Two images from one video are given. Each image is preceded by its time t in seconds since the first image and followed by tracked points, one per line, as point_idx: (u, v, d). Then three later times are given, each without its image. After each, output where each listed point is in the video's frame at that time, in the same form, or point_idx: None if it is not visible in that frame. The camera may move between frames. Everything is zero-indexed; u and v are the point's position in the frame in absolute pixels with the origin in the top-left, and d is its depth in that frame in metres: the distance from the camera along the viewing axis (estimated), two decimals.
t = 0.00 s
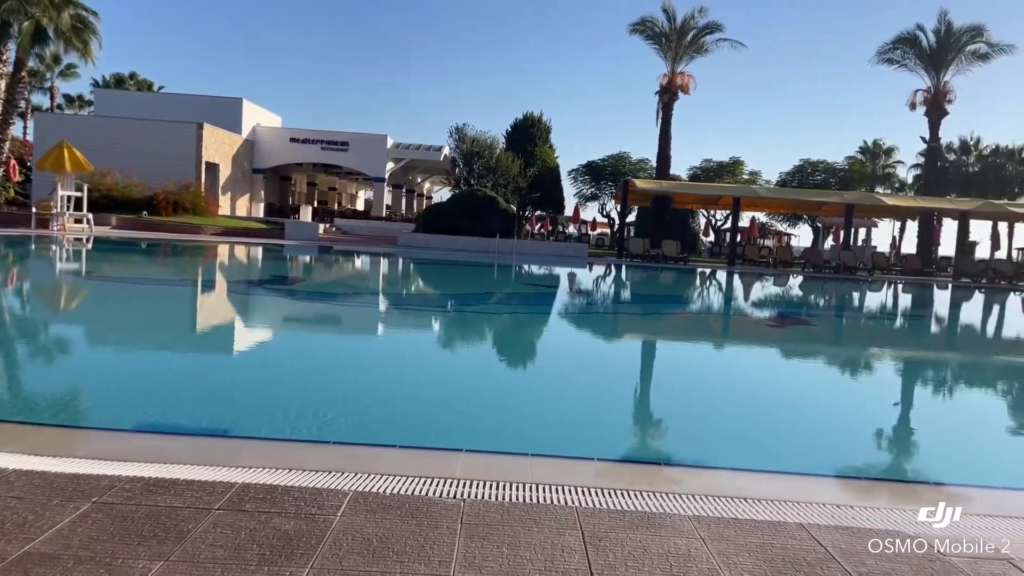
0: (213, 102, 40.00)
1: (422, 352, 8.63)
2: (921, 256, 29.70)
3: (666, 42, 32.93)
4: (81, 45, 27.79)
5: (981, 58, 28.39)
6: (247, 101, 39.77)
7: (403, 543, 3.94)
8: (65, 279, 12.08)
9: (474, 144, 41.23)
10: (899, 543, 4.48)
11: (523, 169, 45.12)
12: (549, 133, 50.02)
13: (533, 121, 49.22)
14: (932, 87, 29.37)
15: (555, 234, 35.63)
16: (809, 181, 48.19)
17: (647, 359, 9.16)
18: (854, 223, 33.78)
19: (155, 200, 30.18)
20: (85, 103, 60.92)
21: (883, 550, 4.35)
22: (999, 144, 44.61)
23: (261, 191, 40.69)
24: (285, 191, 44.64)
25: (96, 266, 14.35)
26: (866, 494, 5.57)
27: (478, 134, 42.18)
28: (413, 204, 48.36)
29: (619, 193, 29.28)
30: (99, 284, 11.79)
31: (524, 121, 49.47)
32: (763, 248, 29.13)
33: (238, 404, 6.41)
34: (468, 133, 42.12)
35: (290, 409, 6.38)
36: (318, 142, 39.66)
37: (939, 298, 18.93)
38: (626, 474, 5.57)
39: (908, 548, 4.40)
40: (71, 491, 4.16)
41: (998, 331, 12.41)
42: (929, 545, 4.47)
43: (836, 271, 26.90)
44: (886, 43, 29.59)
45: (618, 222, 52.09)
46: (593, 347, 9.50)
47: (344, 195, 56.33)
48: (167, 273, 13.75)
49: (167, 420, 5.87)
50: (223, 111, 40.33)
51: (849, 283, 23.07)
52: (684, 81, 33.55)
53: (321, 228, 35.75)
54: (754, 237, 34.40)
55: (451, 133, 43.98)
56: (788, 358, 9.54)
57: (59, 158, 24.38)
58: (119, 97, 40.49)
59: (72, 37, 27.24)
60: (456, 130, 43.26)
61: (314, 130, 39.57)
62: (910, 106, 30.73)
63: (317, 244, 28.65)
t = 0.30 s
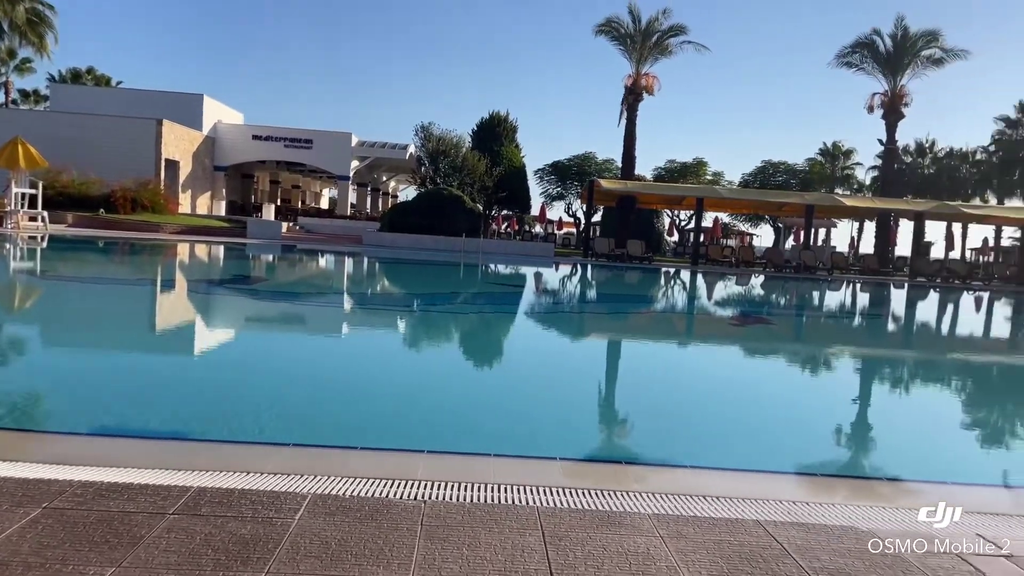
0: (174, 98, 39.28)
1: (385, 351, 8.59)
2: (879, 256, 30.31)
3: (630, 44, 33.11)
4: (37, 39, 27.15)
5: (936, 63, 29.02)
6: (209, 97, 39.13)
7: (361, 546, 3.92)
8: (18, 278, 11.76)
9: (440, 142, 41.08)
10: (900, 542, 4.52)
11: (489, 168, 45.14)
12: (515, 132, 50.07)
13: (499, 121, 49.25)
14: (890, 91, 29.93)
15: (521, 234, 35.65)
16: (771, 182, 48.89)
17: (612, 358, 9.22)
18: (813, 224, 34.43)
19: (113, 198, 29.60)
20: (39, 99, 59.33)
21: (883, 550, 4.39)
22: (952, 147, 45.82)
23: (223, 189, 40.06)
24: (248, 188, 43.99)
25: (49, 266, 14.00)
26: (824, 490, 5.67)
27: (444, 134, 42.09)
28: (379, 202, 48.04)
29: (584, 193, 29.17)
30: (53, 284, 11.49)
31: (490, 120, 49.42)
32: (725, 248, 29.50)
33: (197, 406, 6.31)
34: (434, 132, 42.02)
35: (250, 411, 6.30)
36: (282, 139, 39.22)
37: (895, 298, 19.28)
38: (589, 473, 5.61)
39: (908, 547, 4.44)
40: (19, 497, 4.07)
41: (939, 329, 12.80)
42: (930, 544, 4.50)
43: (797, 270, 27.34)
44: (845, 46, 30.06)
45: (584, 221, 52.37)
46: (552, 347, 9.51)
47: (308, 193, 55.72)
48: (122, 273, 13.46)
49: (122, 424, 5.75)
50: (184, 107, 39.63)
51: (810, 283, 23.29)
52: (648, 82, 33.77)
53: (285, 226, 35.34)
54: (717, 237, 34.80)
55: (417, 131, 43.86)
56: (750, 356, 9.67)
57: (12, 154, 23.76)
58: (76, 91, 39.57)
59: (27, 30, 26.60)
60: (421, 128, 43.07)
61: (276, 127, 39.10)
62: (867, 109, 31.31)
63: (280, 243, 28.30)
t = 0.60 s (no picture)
0: (129, 94, 38.41)
1: (345, 351, 8.52)
2: (834, 257, 30.93)
3: (592, 45, 33.29)
4: None
5: (888, 68, 29.73)
6: (165, 93, 38.34)
7: (317, 549, 3.87)
8: None
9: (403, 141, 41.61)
10: (900, 542, 4.53)
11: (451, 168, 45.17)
12: (478, 131, 49.97)
13: (462, 120, 49.17)
14: (844, 94, 30.59)
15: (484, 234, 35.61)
16: (730, 184, 49.60)
17: (574, 358, 9.26)
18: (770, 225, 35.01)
19: (64, 195, 28.86)
20: None
21: (882, 550, 4.41)
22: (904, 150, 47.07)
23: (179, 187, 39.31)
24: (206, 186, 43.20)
25: None
26: (782, 487, 5.76)
27: (406, 133, 42.51)
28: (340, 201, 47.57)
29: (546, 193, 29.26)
30: None
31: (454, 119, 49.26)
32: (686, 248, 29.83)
33: (150, 408, 6.18)
34: (395, 131, 42.45)
35: (206, 413, 6.20)
36: (240, 136, 38.68)
37: (849, 298, 19.68)
38: (549, 472, 5.63)
39: (908, 547, 4.46)
40: None
41: (878, 327, 13.12)
42: (930, 545, 4.51)
43: (755, 270, 27.78)
44: (802, 50, 30.61)
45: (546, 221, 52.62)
46: (512, 347, 9.51)
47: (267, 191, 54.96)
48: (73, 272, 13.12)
49: (72, 427, 5.61)
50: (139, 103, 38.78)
51: (768, 283, 23.71)
52: (610, 84, 33.97)
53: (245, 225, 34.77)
54: (678, 237, 35.18)
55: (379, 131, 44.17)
56: (708, 355, 9.81)
57: None
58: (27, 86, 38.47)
59: None
60: (383, 128, 43.46)
61: (234, 124, 38.55)
62: (823, 111, 31.94)
63: (238, 242, 27.84)
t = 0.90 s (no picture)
0: (83, 90, 37.47)
1: (306, 352, 8.41)
2: (794, 257, 31.47)
3: (556, 46, 33.45)
4: None
5: (844, 73, 30.38)
6: (121, 89, 37.48)
7: (275, 553, 3.81)
8: None
9: (365, 140, 41.05)
10: (901, 543, 4.54)
11: (415, 167, 44.93)
12: (442, 131, 50.08)
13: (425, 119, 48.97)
14: (802, 98, 31.20)
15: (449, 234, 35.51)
16: (692, 185, 50.17)
17: (539, 357, 9.29)
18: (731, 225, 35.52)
19: (15, 193, 28.01)
20: None
21: (882, 550, 4.43)
22: (860, 152, 47.92)
23: (135, 185, 38.48)
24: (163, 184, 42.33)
25: None
26: (743, 484, 5.84)
27: (369, 131, 42.00)
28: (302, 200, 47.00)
29: (511, 192, 29.26)
30: None
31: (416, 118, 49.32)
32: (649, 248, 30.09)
33: (104, 411, 6.02)
34: (358, 130, 42.07)
35: (163, 415, 6.08)
36: (199, 134, 38.02)
37: (807, 297, 20.04)
38: (513, 472, 5.62)
39: (908, 548, 4.47)
40: None
41: (826, 326, 13.35)
42: (930, 545, 4.53)
43: (716, 271, 28.17)
44: (761, 54, 31.18)
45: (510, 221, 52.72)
46: (475, 347, 9.49)
47: (227, 190, 54.06)
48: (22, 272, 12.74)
49: (21, 430, 5.44)
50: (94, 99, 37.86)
51: (728, 283, 24.08)
52: (574, 85, 34.17)
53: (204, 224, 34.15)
54: (640, 237, 35.47)
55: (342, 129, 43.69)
56: (671, 354, 9.91)
57: None
58: None
59: None
60: (344, 126, 43.05)
61: (193, 121, 37.89)
62: (781, 115, 32.50)
63: (196, 241, 27.32)
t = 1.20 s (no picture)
0: (39, 85, 36.55)
1: (270, 353, 8.30)
2: (757, 257, 31.92)
3: (523, 46, 33.44)
4: None
5: (806, 76, 30.89)
6: (79, 86, 36.65)
7: (235, 557, 3.76)
8: None
9: (330, 139, 40.55)
10: (900, 542, 4.60)
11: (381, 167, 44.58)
12: (409, 130, 49.78)
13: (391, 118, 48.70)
14: (765, 101, 31.64)
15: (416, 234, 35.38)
16: (658, 186, 50.63)
17: (506, 357, 9.30)
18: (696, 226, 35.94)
19: None
20: None
21: (882, 549, 4.47)
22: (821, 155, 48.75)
23: (93, 183, 37.66)
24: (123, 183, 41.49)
25: None
26: (707, 483, 5.90)
27: (333, 130, 41.56)
28: (266, 200, 46.43)
29: (479, 192, 29.23)
30: None
31: (383, 117, 48.97)
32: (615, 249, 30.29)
33: (60, 414, 5.88)
34: (323, 129, 41.61)
35: (119, 418, 5.95)
36: (160, 132, 37.35)
37: (770, 297, 20.32)
38: (479, 472, 5.61)
39: (910, 547, 4.51)
40: None
41: (788, 326, 13.53)
42: (930, 545, 4.58)
43: (681, 271, 28.53)
44: (725, 57, 31.56)
45: (477, 221, 52.71)
46: (442, 347, 9.48)
47: (189, 188, 53.17)
48: None
49: None
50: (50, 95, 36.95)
51: (693, 283, 24.42)
52: (541, 85, 34.25)
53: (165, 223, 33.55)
54: (606, 238, 35.70)
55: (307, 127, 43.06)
56: (637, 354, 9.98)
57: None
58: None
59: None
60: (309, 124, 42.45)
61: (154, 119, 37.20)
62: (745, 117, 32.84)
63: (156, 241, 26.83)
